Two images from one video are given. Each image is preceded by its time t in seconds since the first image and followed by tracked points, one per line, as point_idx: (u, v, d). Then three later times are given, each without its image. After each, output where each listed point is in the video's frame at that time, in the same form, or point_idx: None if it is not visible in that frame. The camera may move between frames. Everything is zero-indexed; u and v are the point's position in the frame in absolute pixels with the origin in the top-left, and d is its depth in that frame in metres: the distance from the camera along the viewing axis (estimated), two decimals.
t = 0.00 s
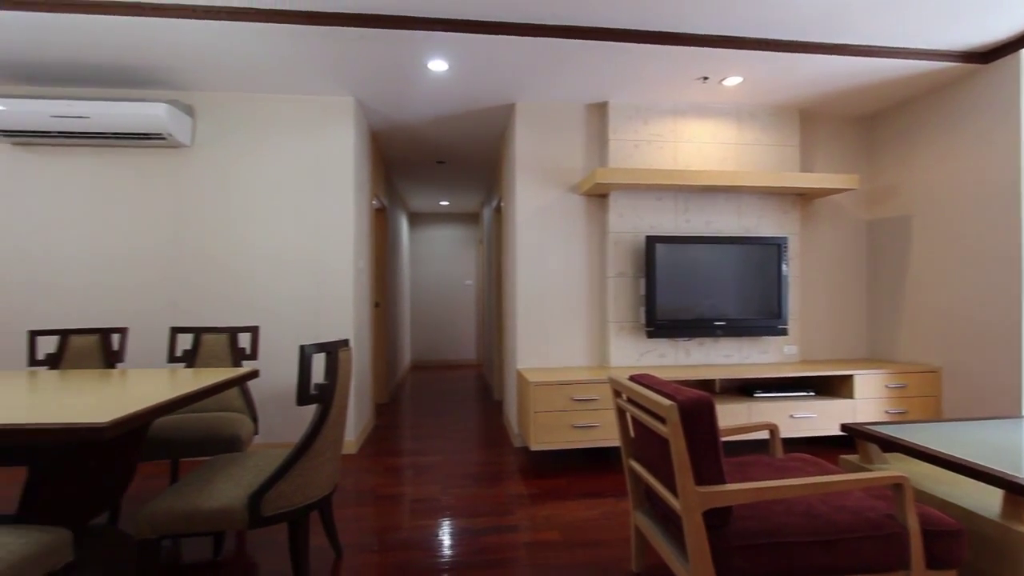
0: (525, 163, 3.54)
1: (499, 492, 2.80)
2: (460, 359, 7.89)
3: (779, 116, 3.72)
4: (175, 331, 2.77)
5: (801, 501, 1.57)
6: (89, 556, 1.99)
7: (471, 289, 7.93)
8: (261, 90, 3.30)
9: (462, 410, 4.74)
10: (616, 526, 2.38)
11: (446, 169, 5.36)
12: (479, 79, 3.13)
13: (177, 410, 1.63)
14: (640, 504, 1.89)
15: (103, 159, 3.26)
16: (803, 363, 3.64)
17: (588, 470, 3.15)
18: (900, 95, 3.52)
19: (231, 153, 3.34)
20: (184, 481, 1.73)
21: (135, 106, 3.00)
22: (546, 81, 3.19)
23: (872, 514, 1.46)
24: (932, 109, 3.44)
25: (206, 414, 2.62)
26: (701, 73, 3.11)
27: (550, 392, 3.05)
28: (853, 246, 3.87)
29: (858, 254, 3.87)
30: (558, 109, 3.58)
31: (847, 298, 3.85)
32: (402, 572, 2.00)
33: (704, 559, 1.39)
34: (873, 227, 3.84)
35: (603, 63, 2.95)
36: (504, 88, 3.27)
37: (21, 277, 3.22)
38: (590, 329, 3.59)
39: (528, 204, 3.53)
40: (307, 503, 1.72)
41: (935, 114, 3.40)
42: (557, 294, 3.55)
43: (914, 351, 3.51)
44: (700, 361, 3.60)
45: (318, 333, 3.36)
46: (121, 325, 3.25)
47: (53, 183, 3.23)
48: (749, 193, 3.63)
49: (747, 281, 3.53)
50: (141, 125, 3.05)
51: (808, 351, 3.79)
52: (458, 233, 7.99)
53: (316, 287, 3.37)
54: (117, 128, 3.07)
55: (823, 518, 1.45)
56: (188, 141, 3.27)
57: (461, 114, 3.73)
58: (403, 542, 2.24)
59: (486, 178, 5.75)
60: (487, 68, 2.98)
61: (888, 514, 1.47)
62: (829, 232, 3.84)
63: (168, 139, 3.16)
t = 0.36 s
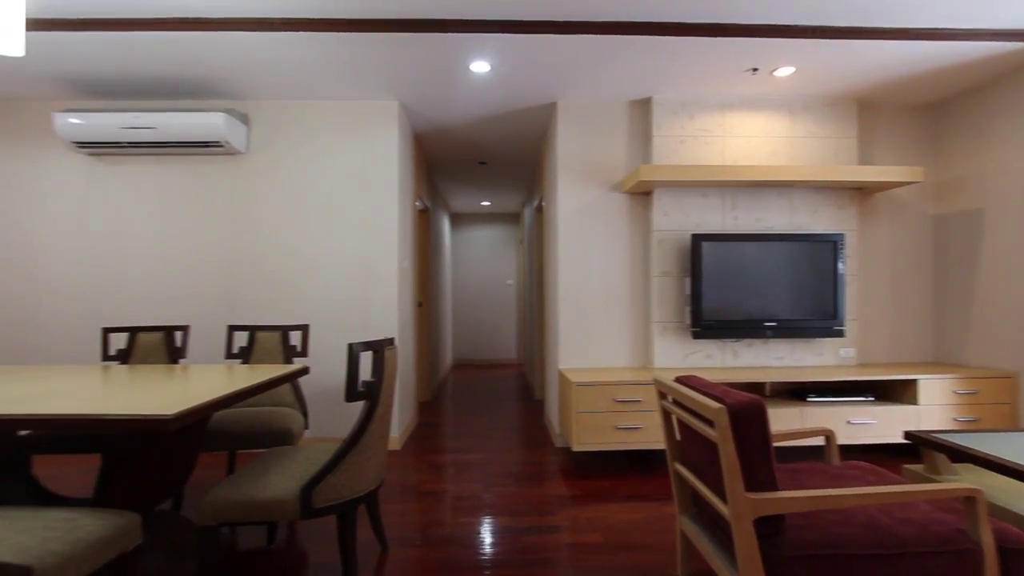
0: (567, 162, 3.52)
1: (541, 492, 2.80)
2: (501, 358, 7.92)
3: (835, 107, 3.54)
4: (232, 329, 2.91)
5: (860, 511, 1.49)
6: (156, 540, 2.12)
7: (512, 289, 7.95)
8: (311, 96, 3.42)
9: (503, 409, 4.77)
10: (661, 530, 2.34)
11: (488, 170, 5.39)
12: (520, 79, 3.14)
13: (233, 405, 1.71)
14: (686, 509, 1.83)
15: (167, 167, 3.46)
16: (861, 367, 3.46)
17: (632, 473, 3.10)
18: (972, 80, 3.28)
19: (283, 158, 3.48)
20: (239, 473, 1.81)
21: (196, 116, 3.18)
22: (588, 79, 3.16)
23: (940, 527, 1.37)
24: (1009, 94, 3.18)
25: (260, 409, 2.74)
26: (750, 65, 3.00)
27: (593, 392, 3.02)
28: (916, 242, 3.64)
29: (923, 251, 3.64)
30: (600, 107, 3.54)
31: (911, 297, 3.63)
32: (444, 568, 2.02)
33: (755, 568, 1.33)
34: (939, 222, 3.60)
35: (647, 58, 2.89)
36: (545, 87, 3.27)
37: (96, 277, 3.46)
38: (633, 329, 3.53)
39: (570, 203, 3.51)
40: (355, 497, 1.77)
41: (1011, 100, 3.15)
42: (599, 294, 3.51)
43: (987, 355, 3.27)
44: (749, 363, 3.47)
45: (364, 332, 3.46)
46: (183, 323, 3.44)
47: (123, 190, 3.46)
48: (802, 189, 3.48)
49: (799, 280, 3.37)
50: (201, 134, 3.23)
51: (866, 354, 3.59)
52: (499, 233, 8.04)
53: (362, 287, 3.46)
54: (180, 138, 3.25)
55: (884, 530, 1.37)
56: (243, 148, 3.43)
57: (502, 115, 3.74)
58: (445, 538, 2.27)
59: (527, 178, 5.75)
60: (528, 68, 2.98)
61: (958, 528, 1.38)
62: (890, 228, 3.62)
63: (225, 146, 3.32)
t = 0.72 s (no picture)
0: (607, 160, 3.48)
1: (581, 493, 2.77)
2: (540, 358, 7.90)
3: (895, 96, 3.35)
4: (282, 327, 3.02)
5: (925, 523, 1.40)
6: (214, 526, 2.24)
7: (552, 289, 7.91)
8: (356, 101, 3.51)
9: (543, 409, 4.75)
10: (707, 536, 2.27)
11: (527, 170, 5.40)
12: (560, 78, 3.12)
13: (283, 400, 1.77)
14: (733, 515, 1.77)
15: (222, 173, 3.64)
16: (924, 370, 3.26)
17: (675, 476, 3.03)
18: None
19: (329, 162, 3.59)
20: (289, 466, 1.88)
21: (249, 124, 3.33)
22: (629, 75, 3.11)
23: (1016, 544, 1.28)
24: None
25: (308, 404, 2.84)
26: (801, 54, 2.88)
27: (634, 393, 2.98)
28: (987, 238, 3.40)
29: (994, 247, 3.39)
30: (641, 103, 3.48)
31: (980, 297, 3.39)
32: (485, 566, 2.03)
33: None
34: (1013, 215, 3.35)
35: (691, 51, 2.82)
36: (585, 85, 3.24)
37: (158, 278, 3.67)
38: (677, 329, 3.45)
39: (611, 201, 3.47)
40: (399, 492, 1.81)
41: None
42: (641, 294, 3.45)
43: None
44: (800, 366, 3.33)
45: (407, 331, 3.52)
46: (237, 321, 3.60)
47: (183, 195, 3.66)
48: (858, 183, 3.31)
49: (856, 279, 3.21)
50: (254, 141, 3.37)
51: (929, 357, 3.38)
52: (538, 233, 8.02)
53: (405, 287, 3.53)
54: (234, 145, 3.41)
55: (953, 545, 1.29)
56: (292, 153, 3.56)
57: (542, 114, 3.73)
58: (486, 536, 2.28)
59: (567, 177, 5.71)
60: (568, 66, 2.96)
61: None
62: (957, 222, 3.40)
63: (276, 152, 3.46)
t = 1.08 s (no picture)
0: (652, 156, 3.41)
1: (625, 495, 2.73)
2: (583, 358, 7.84)
3: (967, 80, 3.12)
4: (332, 326, 3.12)
5: (1002, 541, 1.30)
6: (269, 516, 2.34)
7: (594, 288, 7.83)
8: (401, 105, 3.59)
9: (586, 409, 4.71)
10: (758, 544, 2.19)
11: (570, 168, 5.36)
12: (603, 74, 3.08)
13: (332, 396, 1.83)
14: (787, 523, 1.69)
15: (276, 177, 3.80)
16: (1001, 375, 3.02)
17: (724, 481, 2.93)
18: None
19: (376, 165, 3.69)
20: (338, 459, 1.94)
21: (301, 130, 3.46)
22: (675, 69, 3.04)
23: None
24: None
25: (356, 400, 2.93)
26: (861, 39, 2.73)
27: (681, 394, 2.91)
28: None
29: None
30: (688, 97, 3.39)
31: None
32: (527, 565, 2.04)
33: None
34: None
35: (740, 42, 2.72)
36: (629, 80, 3.19)
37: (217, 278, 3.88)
38: (726, 329, 3.35)
39: (656, 198, 3.40)
40: (444, 488, 1.83)
41: None
42: (687, 292, 3.37)
43: None
44: (859, 368, 3.16)
45: (451, 329, 3.57)
46: (290, 320, 3.75)
47: (240, 199, 3.85)
48: (925, 174, 3.10)
49: (922, 277, 3.01)
50: (305, 146, 3.50)
51: (1007, 361, 3.13)
52: (581, 231, 7.96)
53: (448, 286, 3.58)
54: (287, 150, 3.55)
55: None
56: (341, 157, 3.68)
57: (585, 111, 3.70)
58: (529, 535, 2.29)
59: (611, 174, 5.64)
60: (611, 61, 2.92)
61: None
62: None
63: (325, 156, 3.58)
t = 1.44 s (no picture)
0: (699, 151, 3.32)
1: (671, 499, 2.67)
2: (626, 358, 7.72)
3: None
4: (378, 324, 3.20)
5: None
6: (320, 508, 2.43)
7: (637, 287, 7.70)
8: (444, 107, 3.64)
9: (630, 410, 4.64)
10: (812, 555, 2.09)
11: (613, 165, 5.29)
12: (647, 69, 3.03)
13: (379, 393, 1.87)
14: (845, 534, 1.61)
15: (325, 180, 3.93)
16: None
17: (775, 488, 2.82)
18: None
19: (420, 167, 3.75)
20: (385, 455, 1.98)
21: (348, 134, 3.56)
22: (722, 61, 2.95)
23: None
24: None
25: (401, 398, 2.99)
26: (928, 22, 2.56)
27: (729, 397, 2.82)
28: None
29: None
30: (737, 90, 3.28)
31: None
32: (569, 565, 2.02)
33: None
34: None
35: (794, 30, 2.61)
36: (674, 74, 3.11)
37: (271, 278, 4.05)
38: (778, 331, 3.22)
39: (703, 195, 3.30)
40: (487, 487, 1.84)
41: None
42: (736, 291, 3.26)
43: None
44: (926, 373, 2.97)
45: (493, 329, 3.59)
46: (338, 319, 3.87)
47: (291, 202, 4.00)
48: (1000, 164, 2.88)
49: (998, 275, 2.79)
50: (352, 149, 3.61)
51: None
52: (623, 230, 7.84)
53: (490, 285, 3.61)
54: (335, 154, 3.67)
55: None
56: (386, 159, 3.77)
57: (629, 107, 3.64)
58: (571, 536, 2.27)
59: (654, 171, 5.53)
60: (656, 56, 2.86)
61: None
62: None
63: (371, 159, 3.67)
